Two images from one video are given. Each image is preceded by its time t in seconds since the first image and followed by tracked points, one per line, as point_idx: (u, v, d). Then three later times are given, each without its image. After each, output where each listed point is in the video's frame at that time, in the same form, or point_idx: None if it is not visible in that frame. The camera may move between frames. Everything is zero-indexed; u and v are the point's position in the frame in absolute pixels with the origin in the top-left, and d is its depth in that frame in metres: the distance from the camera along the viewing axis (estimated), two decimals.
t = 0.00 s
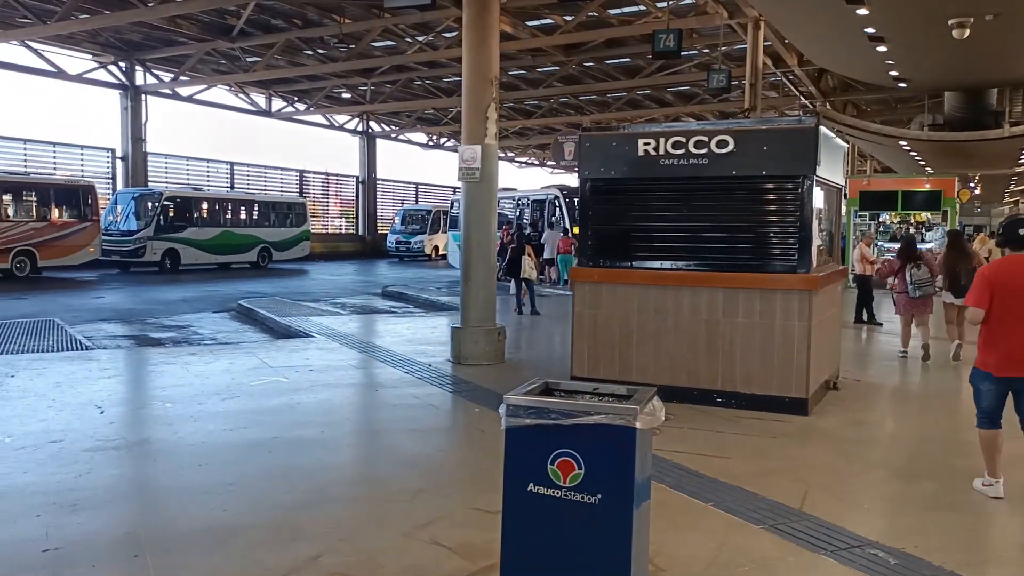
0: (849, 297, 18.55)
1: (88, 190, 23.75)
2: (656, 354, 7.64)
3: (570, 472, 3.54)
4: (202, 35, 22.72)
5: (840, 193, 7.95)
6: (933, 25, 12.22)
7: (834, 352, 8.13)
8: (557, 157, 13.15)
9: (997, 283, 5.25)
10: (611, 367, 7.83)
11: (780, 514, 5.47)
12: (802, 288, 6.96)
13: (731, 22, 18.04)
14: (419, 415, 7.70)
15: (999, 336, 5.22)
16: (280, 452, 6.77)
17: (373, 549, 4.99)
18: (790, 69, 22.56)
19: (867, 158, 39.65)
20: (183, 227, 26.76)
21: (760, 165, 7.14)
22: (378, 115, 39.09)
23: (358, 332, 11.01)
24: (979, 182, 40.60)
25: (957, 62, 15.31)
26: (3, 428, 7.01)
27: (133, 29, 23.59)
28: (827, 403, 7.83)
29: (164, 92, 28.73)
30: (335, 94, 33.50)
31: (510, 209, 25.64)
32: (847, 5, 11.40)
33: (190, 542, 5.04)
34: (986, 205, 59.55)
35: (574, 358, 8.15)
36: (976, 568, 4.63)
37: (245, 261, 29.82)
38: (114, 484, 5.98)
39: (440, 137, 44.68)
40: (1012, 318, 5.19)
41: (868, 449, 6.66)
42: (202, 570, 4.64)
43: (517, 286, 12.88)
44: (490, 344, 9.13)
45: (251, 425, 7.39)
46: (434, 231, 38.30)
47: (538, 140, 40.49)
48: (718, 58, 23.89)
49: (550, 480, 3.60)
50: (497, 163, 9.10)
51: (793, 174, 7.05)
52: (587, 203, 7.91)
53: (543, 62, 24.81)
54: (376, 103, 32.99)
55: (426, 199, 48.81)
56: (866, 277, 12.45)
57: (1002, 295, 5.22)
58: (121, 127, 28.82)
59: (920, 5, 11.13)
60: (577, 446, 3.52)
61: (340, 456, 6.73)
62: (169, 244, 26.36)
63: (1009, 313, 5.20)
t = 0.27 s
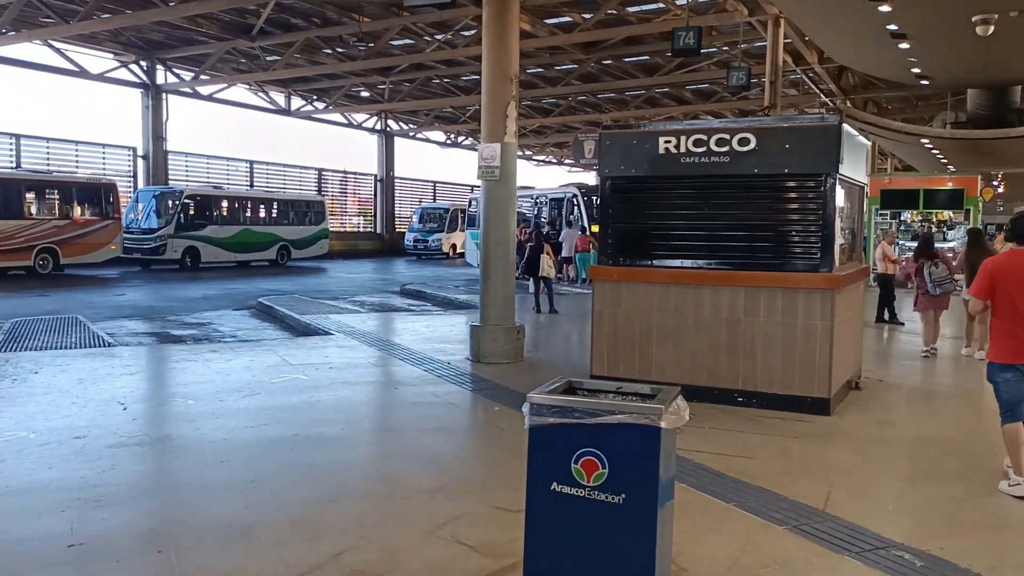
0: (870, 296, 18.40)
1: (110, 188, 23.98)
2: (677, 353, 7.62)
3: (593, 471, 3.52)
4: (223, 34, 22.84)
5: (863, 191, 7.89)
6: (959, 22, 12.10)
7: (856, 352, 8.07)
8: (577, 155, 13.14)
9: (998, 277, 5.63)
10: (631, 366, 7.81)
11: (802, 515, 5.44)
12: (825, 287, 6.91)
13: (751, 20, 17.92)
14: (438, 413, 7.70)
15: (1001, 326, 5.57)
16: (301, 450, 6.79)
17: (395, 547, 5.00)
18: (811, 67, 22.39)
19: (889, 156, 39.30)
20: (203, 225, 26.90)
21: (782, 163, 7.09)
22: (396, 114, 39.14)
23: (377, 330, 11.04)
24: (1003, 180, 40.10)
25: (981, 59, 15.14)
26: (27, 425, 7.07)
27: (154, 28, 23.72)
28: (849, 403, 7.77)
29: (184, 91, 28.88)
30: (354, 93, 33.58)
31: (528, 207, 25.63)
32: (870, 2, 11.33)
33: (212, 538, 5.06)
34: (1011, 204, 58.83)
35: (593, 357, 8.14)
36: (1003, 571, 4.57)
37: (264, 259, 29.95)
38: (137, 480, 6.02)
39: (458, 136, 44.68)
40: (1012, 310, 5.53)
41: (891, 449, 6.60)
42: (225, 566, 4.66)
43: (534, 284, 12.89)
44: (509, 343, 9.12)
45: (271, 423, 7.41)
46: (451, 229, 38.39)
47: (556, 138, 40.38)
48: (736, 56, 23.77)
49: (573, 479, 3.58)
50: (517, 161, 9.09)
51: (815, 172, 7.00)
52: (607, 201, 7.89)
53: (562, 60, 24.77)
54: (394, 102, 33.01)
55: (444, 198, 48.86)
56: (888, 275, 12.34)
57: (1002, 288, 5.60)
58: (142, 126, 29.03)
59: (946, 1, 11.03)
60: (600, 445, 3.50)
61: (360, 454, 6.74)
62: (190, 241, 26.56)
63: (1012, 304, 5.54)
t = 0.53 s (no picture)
0: (902, 296, 18.17)
1: (141, 186, 24.17)
2: (706, 353, 7.58)
3: (626, 472, 3.50)
4: (252, 34, 23.02)
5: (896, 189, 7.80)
6: (996, 18, 11.92)
7: (889, 353, 7.99)
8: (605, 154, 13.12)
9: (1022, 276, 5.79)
10: (660, 366, 7.78)
11: (835, 517, 5.39)
12: (857, 287, 6.85)
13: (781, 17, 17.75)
14: (466, 412, 7.71)
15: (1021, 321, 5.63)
16: (331, 447, 6.83)
17: (426, 545, 5.01)
18: (842, 64, 22.17)
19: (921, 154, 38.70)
20: (230, 224, 27.12)
21: (814, 162, 7.03)
22: (423, 113, 39.22)
23: (404, 329, 11.07)
24: None
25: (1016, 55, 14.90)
26: (62, 420, 7.16)
27: (184, 29, 23.96)
28: (881, 404, 7.69)
29: (214, 91, 29.15)
30: (380, 92, 33.66)
31: (555, 206, 25.58)
32: None
33: (244, 535, 5.10)
34: None
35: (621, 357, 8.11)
36: None
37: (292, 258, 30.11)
38: (170, 476, 6.07)
39: (484, 134, 44.66)
40: None
41: (925, 451, 6.52)
42: (257, 562, 4.69)
43: (561, 283, 12.88)
44: (537, 342, 9.11)
45: (300, 421, 7.45)
46: (478, 228, 38.49)
47: (582, 136, 40.19)
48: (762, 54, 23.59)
49: (606, 480, 3.57)
50: (545, 160, 9.08)
51: (848, 171, 6.93)
52: (635, 199, 7.86)
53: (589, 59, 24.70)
54: (421, 101, 33.03)
55: (470, 196, 48.87)
56: (920, 275, 12.24)
57: None
58: (172, 125, 29.32)
59: None
60: (634, 446, 3.48)
61: (390, 452, 6.77)
62: (219, 240, 26.83)
63: None
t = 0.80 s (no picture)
0: (943, 297, 17.85)
1: (179, 185, 24.44)
2: (742, 353, 7.51)
3: (663, 473, 3.46)
4: (286, 35, 23.24)
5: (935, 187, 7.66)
6: None
7: (929, 354, 7.85)
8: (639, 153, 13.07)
9: None
10: (694, 366, 7.72)
11: (873, 521, 5.30)
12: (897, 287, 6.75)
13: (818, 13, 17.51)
14: (499, 411, 7.71)
15: None
16: (366, 445, 6.86)
17: (460, 544, 5.01)
18: (881, 61, 21.85)
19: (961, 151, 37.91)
20: (265, 223, 27.41)
21: (853, 160, 6.93)
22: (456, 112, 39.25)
23: (436, 328, 11.11)
24: None
25: None
26: (102, 417, 7.28)
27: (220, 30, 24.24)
28: (921, 406, 7.55)
29: (248, 91, 29.44)
30: (413, 92, 33.72)
31: (588, 205, 25.49)
32: None
33: (279, 531, 5.14)
34: None
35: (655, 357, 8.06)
36: None
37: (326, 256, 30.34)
38: (207, 473, 6.15)
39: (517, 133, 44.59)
40: None
41: (965, 455, 6.39)
42: (293, 559, 4.72)
43: (594, 283, 12.83)
44: (570, 341, 9.09)
45: (334, 419, 7.50)
46: (509, 226, 38.53)
47: (615, 134, 39.91)
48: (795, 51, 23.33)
49: (642, 481, 3.53)
50: (578, 159, 9.05)
51: (887, 169, 6.82)
52: (670, 198, 7.79)
53: (622, 57, 24.57)
54: (455, 100, 33.01)
55: (502, 195, 48.84)
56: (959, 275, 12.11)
57: None
58: (209, 125, 29.67)
59: None
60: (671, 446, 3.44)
61: (423, 450, 6.79)
62: (254, 239, 27.14)
63: None
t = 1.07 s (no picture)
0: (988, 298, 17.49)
1: (218, 186, 24.87)
2: (778, 354, 7.45)
3: (697, 474, 3.45)
4: (324, 37, 23.48)
5: (978, 186, 7.52)
6: None
7: (971, 356, 7.71)
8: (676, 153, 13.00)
9: None
10: (730, 367, 7.67)
11: (911, 524, 5.23)
12: (938, 288, 6.64)
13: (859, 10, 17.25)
14: (533, 410, 7.74)
15: None
16: (400, 443, 6.93)
17: (493, 543, 5.05)
18: (924, 58, 21.46)
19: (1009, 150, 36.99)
20: (303, 223, 27.75)
21: (892, 159, 6.82)
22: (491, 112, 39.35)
23: (471, 327, 11.18)
24: None
25: None
26: (144, 412, 7.46)
27: (259, 32, 24.60)
28: (962, 409, 7.42)
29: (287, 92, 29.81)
30: (448, 93, 33.85)
31: (623, 205, 25.40)
32: None
33: (315, 527, 5.22)
34: None
35: (690, 357, 8.03)
36: None
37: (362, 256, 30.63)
38: (245, 468, 6.26)
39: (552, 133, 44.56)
40: None
41: (1007, 459, 6.27)
42: (328, 555, 4.79)
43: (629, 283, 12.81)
44: (604, 341, 9.09)
45: (370, 417, 7.58)
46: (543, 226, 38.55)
47: (651, 134, 39.64)
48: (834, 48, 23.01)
49: (677, 482, 3.52)
50: (613, 159, 9.05)
51: (928, 168, 6.70)
52: (706, 198, 7.75)
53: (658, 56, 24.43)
54: (490, 100, 33.09)
55: (537, 194, 48.84)
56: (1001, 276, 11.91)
57: None
58: (248, 127, 30.13)
59: None
60: (705, 448, 3.43)
61: (457, 448, 6.83)
62: (291, 239, 27.47)
63: None
